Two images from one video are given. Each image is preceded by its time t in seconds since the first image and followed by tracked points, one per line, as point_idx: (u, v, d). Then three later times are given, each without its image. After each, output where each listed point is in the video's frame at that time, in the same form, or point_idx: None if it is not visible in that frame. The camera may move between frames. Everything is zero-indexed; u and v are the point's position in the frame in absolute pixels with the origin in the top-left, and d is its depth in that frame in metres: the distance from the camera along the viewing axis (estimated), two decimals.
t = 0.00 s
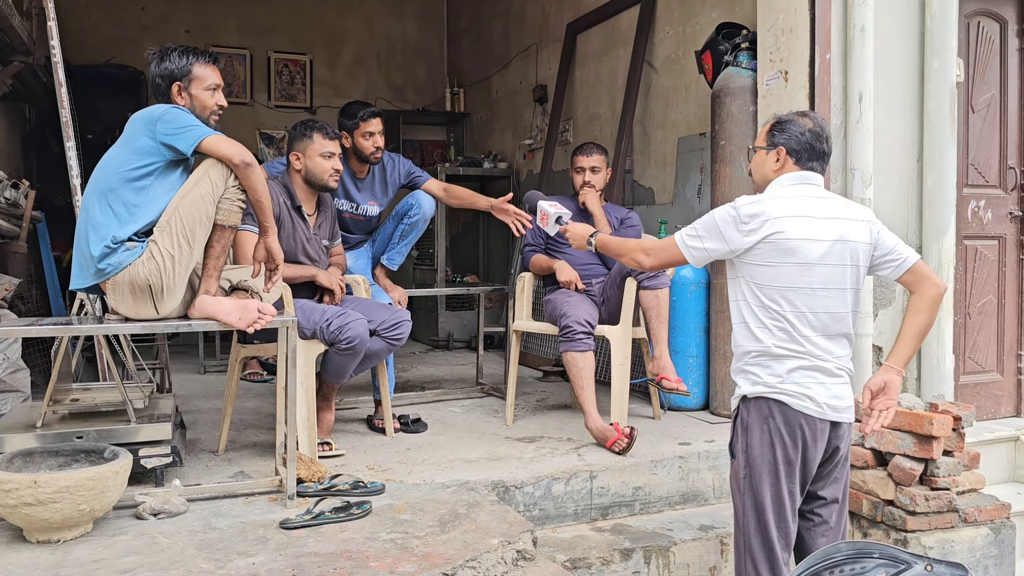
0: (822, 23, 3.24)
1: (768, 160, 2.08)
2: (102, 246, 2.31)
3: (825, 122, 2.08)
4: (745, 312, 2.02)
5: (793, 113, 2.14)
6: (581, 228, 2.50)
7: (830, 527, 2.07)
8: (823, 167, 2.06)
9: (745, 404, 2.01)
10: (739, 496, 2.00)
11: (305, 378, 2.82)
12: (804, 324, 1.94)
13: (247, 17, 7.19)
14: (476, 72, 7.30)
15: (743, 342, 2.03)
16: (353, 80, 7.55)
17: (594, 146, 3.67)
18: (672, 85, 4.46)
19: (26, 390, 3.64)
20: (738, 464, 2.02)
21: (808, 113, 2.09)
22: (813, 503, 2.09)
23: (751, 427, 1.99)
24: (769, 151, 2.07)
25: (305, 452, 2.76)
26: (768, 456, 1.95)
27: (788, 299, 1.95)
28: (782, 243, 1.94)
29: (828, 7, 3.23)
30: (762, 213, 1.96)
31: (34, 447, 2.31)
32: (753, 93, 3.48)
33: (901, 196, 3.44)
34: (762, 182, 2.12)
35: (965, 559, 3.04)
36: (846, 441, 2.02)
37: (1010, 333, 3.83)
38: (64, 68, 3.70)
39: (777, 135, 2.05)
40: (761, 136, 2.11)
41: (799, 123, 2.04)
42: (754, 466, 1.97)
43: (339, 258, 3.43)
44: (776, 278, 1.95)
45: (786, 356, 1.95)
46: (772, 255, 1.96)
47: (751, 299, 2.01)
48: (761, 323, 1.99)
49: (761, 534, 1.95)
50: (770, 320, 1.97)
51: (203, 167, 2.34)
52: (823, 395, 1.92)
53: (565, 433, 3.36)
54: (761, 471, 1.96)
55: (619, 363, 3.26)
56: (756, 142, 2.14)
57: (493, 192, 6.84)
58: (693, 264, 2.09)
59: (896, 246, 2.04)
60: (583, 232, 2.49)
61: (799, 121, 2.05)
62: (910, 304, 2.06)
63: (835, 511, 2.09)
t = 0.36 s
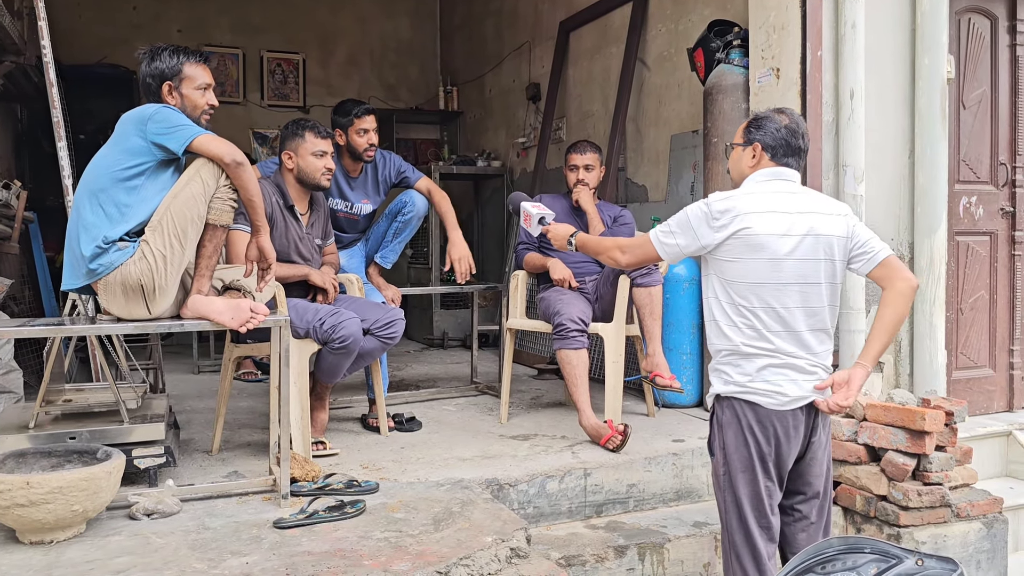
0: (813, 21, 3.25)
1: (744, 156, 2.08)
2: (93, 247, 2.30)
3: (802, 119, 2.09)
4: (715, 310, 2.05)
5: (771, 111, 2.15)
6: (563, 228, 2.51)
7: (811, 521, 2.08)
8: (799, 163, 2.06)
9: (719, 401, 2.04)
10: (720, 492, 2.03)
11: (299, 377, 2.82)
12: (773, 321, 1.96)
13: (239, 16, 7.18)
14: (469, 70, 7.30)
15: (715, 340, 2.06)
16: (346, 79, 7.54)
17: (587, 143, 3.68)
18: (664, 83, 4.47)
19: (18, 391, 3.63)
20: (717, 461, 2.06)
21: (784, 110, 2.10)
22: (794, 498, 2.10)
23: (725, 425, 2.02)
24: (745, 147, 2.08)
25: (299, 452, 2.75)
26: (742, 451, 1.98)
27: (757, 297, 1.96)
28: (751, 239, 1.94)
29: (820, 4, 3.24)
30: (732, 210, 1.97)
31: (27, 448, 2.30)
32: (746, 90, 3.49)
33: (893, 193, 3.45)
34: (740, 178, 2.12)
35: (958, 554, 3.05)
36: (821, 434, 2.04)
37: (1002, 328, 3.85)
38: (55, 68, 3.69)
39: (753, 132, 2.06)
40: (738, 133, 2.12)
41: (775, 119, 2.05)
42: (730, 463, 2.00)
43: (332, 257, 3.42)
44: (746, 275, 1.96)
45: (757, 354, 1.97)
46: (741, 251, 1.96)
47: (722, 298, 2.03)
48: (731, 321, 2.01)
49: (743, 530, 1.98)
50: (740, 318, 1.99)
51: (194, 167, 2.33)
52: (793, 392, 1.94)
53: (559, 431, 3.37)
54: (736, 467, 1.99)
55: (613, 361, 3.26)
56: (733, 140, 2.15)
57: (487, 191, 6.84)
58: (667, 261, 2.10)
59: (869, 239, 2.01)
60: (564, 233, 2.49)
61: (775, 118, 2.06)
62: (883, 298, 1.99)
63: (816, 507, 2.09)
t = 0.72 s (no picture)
0: (808, 18, 3.24)
1: (731, 155, 2.08)
2: (87, 250, 2.30)
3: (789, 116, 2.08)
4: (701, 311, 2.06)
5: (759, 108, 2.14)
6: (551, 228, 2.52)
7: (800, 521, 2.08)
8: (786, 161, 2.05)
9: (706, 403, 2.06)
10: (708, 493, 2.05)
11: (296, 379, 2.81)
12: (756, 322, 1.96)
13: (235, 17, 7.17)
14: (466, 70, 7.30)
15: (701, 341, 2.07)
16: (343, 80, 7.53)
17: (583, 142, 3.66)
18: (660, 81, 4.47)
19: (15, 395, 3.63)
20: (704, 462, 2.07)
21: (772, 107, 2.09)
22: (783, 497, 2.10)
23: (709, 425, 2.04)
24: (732, 146, 2.07)
25: (297, 453, 2.75)
26: (727, 450, 2.00)
27: (740, 296, 1.97)
28: (733, 238, 1.95)
29: (814, 2, 3.24)
30: (714, 209, 1.98)
31: (23, 452, 2.30)
32: (741, 88, 3.49)
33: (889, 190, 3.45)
34: (727, 176, 2.12)
35: (956, 551, 3.05)
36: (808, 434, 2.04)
37: (999, 324, 3.86)
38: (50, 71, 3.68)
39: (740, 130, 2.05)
40: (725, 132, 2.11)
41: (762, 117, 2.04)
42: (714, 462, 2.02)
43: (328, 258, 3.42)
44: (728, 275, 1.97)
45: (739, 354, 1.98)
46: (723, 251, 1.98)
47: (707, 299, 2.04)
48: (716, 322, 2.02)
49: (729, 528, 2.00)
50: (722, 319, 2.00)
51: (188, 169, 2.33)
52: (776, 393, 1.95)
53: (557, 431, 3.36)
54: (720, 466, 2.01)
55: (610, 360, 3.26)
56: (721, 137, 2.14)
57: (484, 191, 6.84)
58: (652, 262, 2.11)
59: (852, 238, 2.00)
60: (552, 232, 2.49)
61: (761, 116, 2.05)
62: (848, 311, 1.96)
63: (806, 505, 2.09)
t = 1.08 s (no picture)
0: (806, 16, 3.23)
1: (723, 154, 2.08)
2: (82, 255, 2.29)
3: (781, 116, 2.08)
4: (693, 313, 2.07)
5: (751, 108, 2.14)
6: (544, 227, 2.51)
7: (797, 524, 2.07)
8: (778, 161, 2.05)
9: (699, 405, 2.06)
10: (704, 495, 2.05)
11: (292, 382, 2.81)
12: (747, 324, 1.96)
13: (234, 20, 7.17)
14: (465, 71, 7.29)
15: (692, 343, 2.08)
16: (342, 82, 7.53)
17: (581, 143, 3.65)
18: (659, 81, 4.46)
19: (14, 399, 3.63)
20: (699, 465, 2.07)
21: (763, 107, 2.09)
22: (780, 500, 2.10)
23: (701, 428, 2.05)
24: (723, 145, 2.07)
25: (295, 457, 2.74)
26: (720, 452, 2.01)
27: (731, 298, 1.96)
28: (722, 240, 1.95)
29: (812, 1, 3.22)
30: (705, 210, 1.98)
31: (19, 457, 2.30)
32: (739, 87, 3.48)
33: (888, 188, 3.43)
34: (719, 176, 2.11)
35: (957, 551, 3.04)
36: (802, 436, 2.02)
37: (1001, 322, 3.84)
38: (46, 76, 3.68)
39: (732, 130, 2.05)
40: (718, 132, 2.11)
41: (754, 117, 2.05)
42: (708, 464, 2.03)
43: (326, 261, 3.41)
44: (719, 277, 1.97)
45: (730, 356, 1.98)
46: (714, 252, 1.97)
47: (698, 301, 2.05)
48: (708, 324, 2.02)
49: (726, 531, 1.99)
50: (713, 321, 2.00)
51: (182, 173, 2.33)
52: (767, 395, 1.94)
53: (556, 432, 3.35)
54: (714, 468, 2.02)
55: (608, 361, 3.25)
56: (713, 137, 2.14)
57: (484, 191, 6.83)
58: (646, 264, 2.13)
59: (847, 234, 2.00)
60: (545, 231, 2.50)
61: (754, 115, 2.06)
62: (873, 290, 1.98)
63: (802, 508, 2.08)
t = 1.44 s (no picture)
0: (804, 15, 3.21)
1: (713, 157, 2.07)
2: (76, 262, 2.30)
3: (770, 119, 2.08)
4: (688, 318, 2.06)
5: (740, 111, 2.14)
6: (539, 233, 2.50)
7: (796, 531, 2.06)
8: (768, 163, 2.05)
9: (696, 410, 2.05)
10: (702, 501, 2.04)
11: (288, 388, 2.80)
12: (742, 328, 1.95)
13: (238, 25, 7.19)
14: (468, 74, 7.30)
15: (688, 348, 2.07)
16: (345, 86, 7.54)
17: (581, 146, 3.65)
18: (660, 82, 4.45)
19: (15, 405, 3.65)
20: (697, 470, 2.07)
21: (752, 110, 2.09)
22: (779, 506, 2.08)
23: (699, 433, 2.04)
24: (713, 149, 2.06)
25: (291, 462, 2.74)
26: (717, 458, 2.00)
27: (725, 302, 1.95)
28: (714, 244, 1.94)
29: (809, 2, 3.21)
30: (696, 214, 1.97)
31: (16, 464, 2.31)
32: (738, 89, 3.47)
33: (888, 189, 3.41)
34: (709, 180, 2.10)
35: (959, 555, 3.01)
36: (800, 442, 2.01)
37: (1005, 323, 3.80)
38: (45, 83, 3.71)
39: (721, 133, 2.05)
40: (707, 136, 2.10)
41: (742, 119, 2.05)
42: (706, 469, 2.02)
43: (324, 266, 3.41)
44: (711, 281, 1.96)
45: (725, 360, 1.97)
46: (706, 257, 1.96)
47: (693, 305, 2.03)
48: (703, 330, 2.01)
49: (725, 538, 1.98)
50: (707, 325, 1.99)
51: (176, 180, 2.33)
52: (762, 399, 1.93)
53: (555, 436, 3.34)
54: (711, 474, 2.01)
55: (607, 365, 3.23)
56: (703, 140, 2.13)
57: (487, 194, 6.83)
58: (639, 269, 2.12)
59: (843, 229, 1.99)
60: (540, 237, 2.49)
61: (742, 118, 2.06)
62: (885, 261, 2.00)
63: (801, 514, 2.06)
